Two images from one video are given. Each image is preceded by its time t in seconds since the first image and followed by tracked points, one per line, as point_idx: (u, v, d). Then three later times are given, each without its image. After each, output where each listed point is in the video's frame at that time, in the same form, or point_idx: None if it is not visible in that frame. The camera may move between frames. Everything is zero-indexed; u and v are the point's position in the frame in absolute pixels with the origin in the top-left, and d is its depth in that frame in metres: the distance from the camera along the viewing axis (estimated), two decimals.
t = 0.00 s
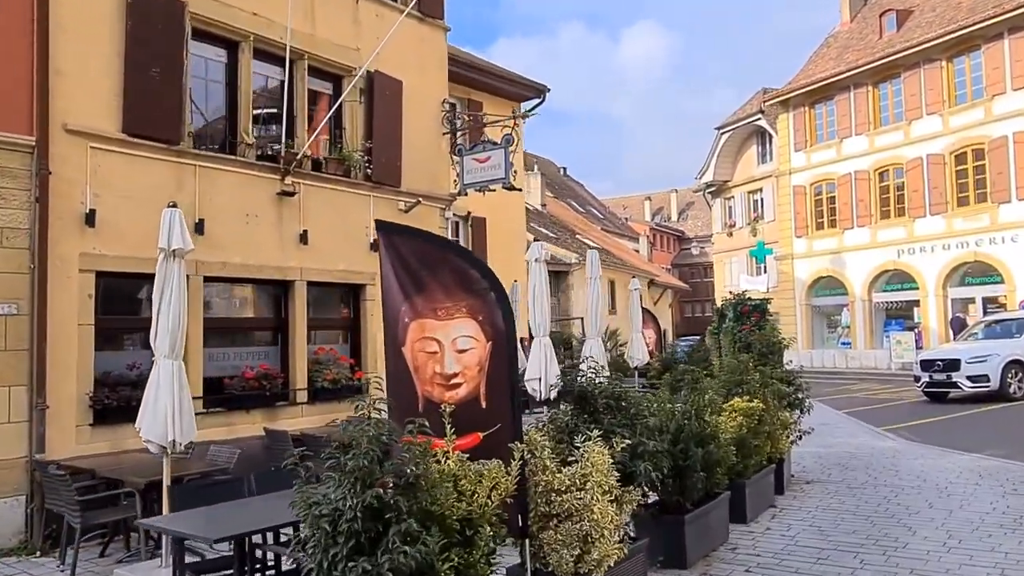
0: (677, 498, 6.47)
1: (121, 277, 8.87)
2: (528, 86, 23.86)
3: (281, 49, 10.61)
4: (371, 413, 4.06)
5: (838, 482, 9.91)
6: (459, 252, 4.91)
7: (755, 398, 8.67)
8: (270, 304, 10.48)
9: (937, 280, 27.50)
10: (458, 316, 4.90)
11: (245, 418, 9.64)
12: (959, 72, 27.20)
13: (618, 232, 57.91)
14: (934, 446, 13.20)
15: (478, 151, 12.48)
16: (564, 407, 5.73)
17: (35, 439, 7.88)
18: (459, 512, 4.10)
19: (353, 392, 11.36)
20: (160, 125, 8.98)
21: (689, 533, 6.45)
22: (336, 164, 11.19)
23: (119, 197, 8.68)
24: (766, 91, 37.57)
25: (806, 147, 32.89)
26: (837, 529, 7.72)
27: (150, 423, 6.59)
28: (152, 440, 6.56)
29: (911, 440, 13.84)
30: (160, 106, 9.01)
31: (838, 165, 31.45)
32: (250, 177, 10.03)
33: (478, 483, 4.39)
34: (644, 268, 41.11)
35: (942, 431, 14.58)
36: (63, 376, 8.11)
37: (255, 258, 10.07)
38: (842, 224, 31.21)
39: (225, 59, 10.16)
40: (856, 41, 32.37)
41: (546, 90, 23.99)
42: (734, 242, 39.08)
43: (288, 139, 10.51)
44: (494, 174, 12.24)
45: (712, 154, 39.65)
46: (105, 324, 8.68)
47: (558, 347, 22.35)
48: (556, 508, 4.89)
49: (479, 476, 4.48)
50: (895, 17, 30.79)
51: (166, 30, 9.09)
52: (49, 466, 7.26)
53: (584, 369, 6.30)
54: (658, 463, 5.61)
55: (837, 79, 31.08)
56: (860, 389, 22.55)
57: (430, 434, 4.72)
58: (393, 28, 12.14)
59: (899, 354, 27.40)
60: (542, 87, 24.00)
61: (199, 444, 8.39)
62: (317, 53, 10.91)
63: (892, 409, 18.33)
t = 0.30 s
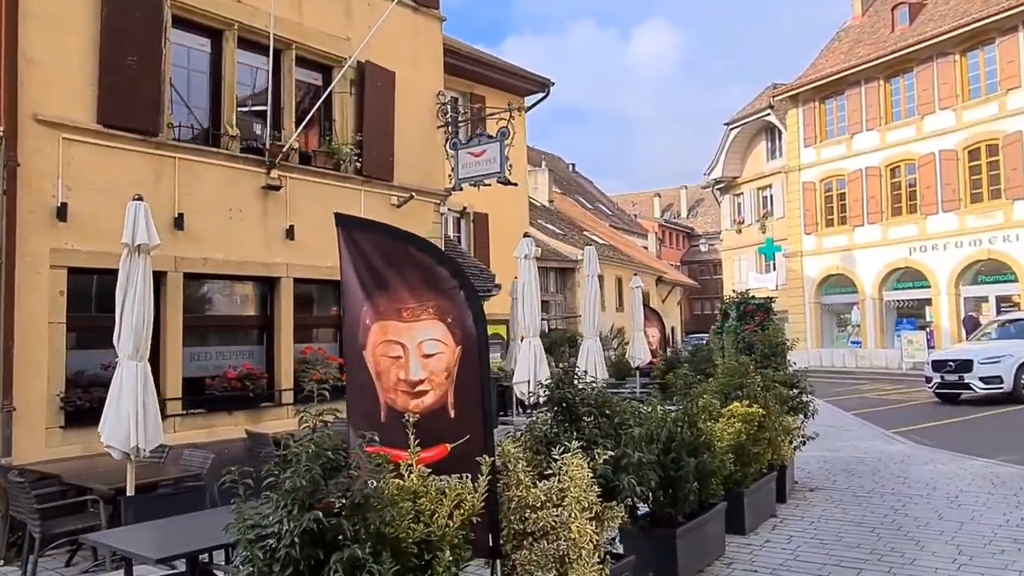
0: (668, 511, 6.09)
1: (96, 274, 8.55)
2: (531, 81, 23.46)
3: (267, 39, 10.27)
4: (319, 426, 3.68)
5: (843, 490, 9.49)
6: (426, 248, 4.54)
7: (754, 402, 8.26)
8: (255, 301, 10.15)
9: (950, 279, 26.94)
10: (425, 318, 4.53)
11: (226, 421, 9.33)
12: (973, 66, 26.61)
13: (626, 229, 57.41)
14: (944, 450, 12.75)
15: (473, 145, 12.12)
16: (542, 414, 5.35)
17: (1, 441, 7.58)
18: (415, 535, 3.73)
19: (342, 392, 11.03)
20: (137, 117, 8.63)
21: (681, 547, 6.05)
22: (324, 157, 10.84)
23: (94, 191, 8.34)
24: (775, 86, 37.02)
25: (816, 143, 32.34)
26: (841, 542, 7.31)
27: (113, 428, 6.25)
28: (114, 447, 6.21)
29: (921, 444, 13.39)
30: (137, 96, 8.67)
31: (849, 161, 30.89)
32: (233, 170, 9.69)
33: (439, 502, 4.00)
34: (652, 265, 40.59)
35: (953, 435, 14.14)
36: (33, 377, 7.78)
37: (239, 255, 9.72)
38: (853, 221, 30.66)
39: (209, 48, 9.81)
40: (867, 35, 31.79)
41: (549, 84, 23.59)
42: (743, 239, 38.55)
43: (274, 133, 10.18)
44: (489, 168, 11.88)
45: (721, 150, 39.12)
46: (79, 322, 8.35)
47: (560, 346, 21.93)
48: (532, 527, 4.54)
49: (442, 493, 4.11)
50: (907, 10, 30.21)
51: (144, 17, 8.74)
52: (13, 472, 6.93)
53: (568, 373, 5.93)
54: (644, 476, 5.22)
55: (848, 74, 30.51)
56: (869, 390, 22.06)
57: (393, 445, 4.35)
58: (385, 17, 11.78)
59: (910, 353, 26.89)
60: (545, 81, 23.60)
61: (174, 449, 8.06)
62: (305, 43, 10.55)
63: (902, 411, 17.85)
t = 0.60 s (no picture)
0: (660, 520, 5.67)
1: (64, 270, 8.18)
2: (531, 76, 23.06)
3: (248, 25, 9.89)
4: (252, 432, 3.25)
5: (850, 496, 9.05)
6: (387, 233, 4.12)
7: (755, 403, 7.83)
8: (235, 298, 9.76)
9: (959, 277, 26.44)
10: (386, 311, 4.11)
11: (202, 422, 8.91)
12: (983, 61, 26.12)
13: (630, 229, 56.97)
14: (955, 452, 12.29)
15: (466, 137, 11.76)
16: (522, 418, 4.93)
17: None
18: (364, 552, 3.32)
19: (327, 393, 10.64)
20: (107, 105, 8.25)
21: (674, 560, 5.62)
22: (309, 149, 10.47)
23: (60, 181, 7.96)
24: (781, 83, 36.55)
25: (822, 140, 31.86)
26: (847, 552, 6.86)
27: (66, 430, 5.84)
28: (68, 451, 5.80)
29: (931, 446, 12.93)
30: (108, 84, 8.28)
31: (856, 158, 30.40)
32: (212, 162, 9.29)
33: (395, 513, 3.58)
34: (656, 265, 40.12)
35: (964, 436, 13.67)
36: None
37: (218, 250, 9.34)
38: (860, 219, 30.16)
39: (186, 35, 9.43)
40: (874, 30, 31.31)
41: (550, 80, 23.20)
42: (748, 238, 38.03)
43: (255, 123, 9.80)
44: (481, 162, 11.48)
45: (726, 148, 38.64)
46: (45, 319, 7.98)
47: (561, 346, 21.50)
48: (506, 540, 4.12)
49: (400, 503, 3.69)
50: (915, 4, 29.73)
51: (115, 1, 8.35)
52: None
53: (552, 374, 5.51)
54: (631, 484, 4.79)
55: (855, 69, 30.03)
56: (877, 391, 21.56)
57: (350, 450, 3.98)
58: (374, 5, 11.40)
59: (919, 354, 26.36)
60: (546, 77, 23.21)
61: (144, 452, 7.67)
62: (288, 30, 10.17)
63: (911, 413, 17.38)
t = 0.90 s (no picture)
0: (651, 535, 5.24)
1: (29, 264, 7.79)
2: (532, 69, 22.60)
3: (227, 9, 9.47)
4: (167, 447, 2.81)
5: (856, 504, 8.60)
6: (344, 224, 3.74)
7: (755, 406, 7.39)
8: (214, 294, 9.35)
9: (967, 275, 25.92)
10: (341, 308, 3.71)
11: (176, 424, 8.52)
12: (993, 54, 25.55)
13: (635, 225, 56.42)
14: (965, 456, 11.83)
15: (457, 128, 11.34)
16: (495, 426, 4.50)
17: None
18: None
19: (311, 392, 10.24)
20: (74, 90, 7.85)
21: None
22: (292, 140, 10.06)
23: (24, 171, 7.57)
24: (787, 78, 35.99)
25: (828, 135, 31.31)
26: (852, 566, 6.42)
27: (11, 435, 5.40)
28: (14, 458, 5.34)
29: (940, 449, 12.47)
30: (74, 68, 7.87)
31: (863, 154, 29.86)
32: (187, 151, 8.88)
33: (340, 537, 3.17)
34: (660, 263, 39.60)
35: (974, 439, 13.22)
36: None
37: (194, 243, 8.94)
38: (867, 216, 29.63)
39: (161, 18, 9.02)
40: (882, 23, 30.75)
41: (550, 72, 22.73)
42: (754, 235, 37.49)
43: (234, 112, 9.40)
44: (473, 153, 11.06)
45: (731, 143, 38.10)
46: (8, 316, 7.60)
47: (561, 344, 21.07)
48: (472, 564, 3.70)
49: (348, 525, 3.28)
50: None
51: None
52: None
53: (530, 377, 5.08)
54: (615, 498, 4.37)
55: (862, 63, 29.47)
56: (884, 391, 21.08)
57: (298, 464, 3.56)
58: None
59: (926, 353, 25.87)
60: (546, 69, 22.75)
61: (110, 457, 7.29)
62: (269, 14, 9.75)
63: (918, 414, 16.90)
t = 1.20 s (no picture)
0: (640, 546, 4.84)
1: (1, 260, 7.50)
2: (536, 65, 22.22)
3: None
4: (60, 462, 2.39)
5: (865, 510, 8.15)
6: (287, 206, 3.37)
7: (757, 407, 6.96)
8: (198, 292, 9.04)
9: (982, 273, 25.33)
10: (286, 301, 3.35)
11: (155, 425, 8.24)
12: (1008, 48, 24.94)
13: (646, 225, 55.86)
14: (978, 459, 11.35)
15: (453, 121, 10.96)
16: (463, 430, 4.10)
17: None
18: None
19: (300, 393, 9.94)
20: (45, 79, 7.53)
21: None
22: (280, 132, 9.73)
23: None
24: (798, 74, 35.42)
25: (840, 132, 30.75)
26: None
27: None
28: None
29: (954, 452, 12.00)
30: (45, 55, 7.55)
31: (875, 151, 29.29)
32: (167, 143, 8.57)
33: (273, 559, 2.81)
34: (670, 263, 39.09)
35: (988, 442, 12.73)
36: None
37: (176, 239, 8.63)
38: (879, 214, 29.06)
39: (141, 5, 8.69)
40: (895, 18, 30.16)
41: (555, 69, 22.33)
42: (765, 234, 36.70)
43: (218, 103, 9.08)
44: (469, 146, 10.69)
45: (741, 142, 37.57)
46: None
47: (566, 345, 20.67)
48: None
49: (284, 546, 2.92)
50: None
51: None
52: None
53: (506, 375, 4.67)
54: (597, 509, 3.97)
55: (874, 58, 28.90)
56: (897, 392, 20.54)
57: (237, 475, 3.22)
58: None
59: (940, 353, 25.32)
60: (551, 66, 22.36)
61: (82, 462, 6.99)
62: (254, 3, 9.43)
63: (930, 416, 16.40)
